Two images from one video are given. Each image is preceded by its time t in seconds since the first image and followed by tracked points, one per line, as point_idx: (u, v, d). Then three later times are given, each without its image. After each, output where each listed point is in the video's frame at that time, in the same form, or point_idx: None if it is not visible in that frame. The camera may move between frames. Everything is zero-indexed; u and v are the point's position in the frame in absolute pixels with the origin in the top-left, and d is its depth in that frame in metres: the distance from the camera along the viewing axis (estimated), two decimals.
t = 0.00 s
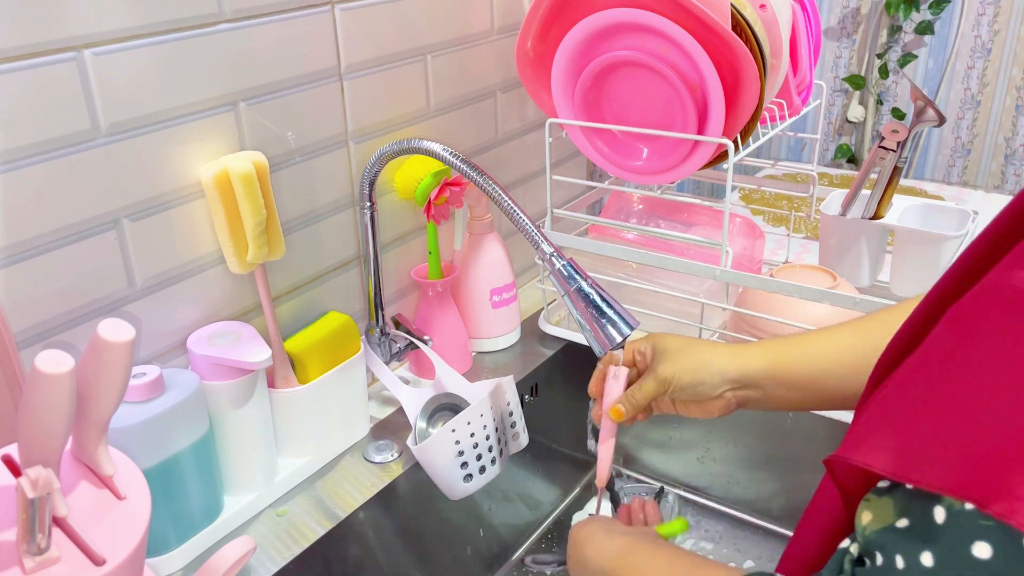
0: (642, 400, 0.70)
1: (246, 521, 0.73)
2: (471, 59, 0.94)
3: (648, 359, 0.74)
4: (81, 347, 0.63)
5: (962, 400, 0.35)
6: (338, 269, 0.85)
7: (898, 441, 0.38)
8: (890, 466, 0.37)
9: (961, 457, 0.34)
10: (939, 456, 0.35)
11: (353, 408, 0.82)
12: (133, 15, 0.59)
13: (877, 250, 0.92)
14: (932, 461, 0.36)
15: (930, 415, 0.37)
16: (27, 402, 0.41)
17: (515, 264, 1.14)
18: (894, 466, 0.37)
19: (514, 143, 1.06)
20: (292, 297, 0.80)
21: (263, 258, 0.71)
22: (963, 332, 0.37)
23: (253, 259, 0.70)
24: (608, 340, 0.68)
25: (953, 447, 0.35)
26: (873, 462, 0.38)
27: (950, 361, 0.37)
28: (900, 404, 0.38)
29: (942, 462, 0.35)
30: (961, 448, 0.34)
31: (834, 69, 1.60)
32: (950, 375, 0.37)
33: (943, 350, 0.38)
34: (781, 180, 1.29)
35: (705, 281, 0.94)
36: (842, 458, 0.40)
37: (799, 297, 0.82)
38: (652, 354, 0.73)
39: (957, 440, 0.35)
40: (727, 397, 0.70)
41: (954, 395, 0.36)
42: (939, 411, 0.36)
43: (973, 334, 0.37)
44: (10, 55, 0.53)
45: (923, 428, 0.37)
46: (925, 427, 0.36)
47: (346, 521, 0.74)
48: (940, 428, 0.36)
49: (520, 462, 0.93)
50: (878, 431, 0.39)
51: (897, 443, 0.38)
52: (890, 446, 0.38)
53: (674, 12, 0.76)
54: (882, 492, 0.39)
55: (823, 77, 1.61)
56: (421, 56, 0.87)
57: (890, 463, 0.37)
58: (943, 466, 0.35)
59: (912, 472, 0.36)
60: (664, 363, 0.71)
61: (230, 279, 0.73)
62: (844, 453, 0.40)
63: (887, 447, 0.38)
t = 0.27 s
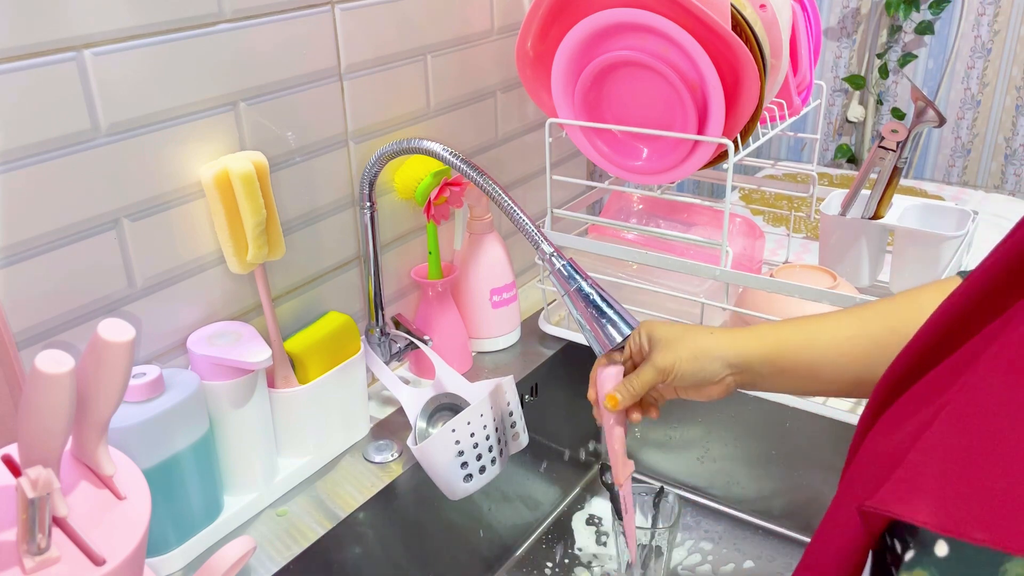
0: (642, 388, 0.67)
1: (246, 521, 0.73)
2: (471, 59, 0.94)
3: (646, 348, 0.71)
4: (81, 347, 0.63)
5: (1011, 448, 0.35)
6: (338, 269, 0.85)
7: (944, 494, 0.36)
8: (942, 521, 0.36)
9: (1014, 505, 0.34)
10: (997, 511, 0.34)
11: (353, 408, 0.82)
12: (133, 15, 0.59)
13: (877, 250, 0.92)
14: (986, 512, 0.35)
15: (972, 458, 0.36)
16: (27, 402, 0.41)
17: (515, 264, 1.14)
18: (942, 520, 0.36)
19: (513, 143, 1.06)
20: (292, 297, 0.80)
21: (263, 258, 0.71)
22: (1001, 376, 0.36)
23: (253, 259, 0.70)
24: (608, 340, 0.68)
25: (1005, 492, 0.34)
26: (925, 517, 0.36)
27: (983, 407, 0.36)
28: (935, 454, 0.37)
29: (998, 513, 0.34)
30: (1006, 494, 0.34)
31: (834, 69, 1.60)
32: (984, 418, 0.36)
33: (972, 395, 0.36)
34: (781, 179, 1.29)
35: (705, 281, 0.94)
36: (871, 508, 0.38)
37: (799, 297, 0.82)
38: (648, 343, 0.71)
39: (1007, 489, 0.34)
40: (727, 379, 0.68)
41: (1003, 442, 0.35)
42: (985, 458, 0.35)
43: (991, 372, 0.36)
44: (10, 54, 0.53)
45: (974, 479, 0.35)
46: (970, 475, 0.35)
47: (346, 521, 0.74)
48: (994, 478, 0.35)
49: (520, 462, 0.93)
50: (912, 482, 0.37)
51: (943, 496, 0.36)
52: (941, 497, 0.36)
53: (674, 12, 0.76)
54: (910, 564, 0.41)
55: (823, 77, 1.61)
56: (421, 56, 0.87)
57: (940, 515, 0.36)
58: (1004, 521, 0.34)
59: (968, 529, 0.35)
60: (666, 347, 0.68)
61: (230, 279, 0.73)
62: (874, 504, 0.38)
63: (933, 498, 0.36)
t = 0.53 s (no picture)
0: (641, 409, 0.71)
1: (246, 521, 0.73)
2: (471, 59, 0.94)
3: (710, 292, 0.66)
4: (81, 347, 0.63)
5: None
6: (338, 269, 0.85)
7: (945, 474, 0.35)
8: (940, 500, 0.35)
9: None
10: None
11: (353, 408, 0.82)
12: (134, 15, 0.59)
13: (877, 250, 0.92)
14: None
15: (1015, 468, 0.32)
16: (27, 402, 0.41)
17: (515, 264, 1.14)
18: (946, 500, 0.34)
19: (514, 143, 1.06)
20: (292, 297, 0.80)
21: (263, 258, 0.71)
22: None
23: (253, 259, 0.70)
24: (608, 340, 0.68)
25: None
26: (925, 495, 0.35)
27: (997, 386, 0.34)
28: (927, 432, 0.36)
29: None
30: None
31: (834, 69, 1.60)
32: None
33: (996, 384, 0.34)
34: (781, 179, 1.29)
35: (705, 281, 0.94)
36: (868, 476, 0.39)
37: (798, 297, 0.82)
38: (716, 287, 0.65)
39: None
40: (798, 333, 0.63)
41: None
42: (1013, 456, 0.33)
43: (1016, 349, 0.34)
44: (10, 54, 0.53)
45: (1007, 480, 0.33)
46: (1011, 483, 0.32)
47: (346, 521, 0.74)
48: None
49: (520, 462, 0.93)
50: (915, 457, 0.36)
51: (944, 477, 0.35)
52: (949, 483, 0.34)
53: (674, 12, 0.76)
54: (888, 502, 0.39)
55: (823, 77, 1.61)
56: (421, 56, 0.87)
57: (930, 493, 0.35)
58: None
59: (976, 514, 0.33)
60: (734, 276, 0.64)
61: (230, 279, 0.73)
62: (867, 470, 0.39)
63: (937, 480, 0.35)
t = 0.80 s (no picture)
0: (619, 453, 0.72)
1: (246, 521, 0.73)
2: (471, 59, 0.94)
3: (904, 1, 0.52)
4: (81, 347, 0.63)
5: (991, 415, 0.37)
6: (338, 269, 0.85)
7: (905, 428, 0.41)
8: (896, 446, 0.41)
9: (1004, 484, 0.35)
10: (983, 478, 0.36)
11: (353, 408, 0.82)
12: (133, 15, 0.59)
13: (877, 250, 0.92)
14: (975, 480, 0.36)
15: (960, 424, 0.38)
16: (28, 402, 0.41)
17: (515, 264, 1.14)
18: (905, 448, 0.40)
19: (514, 143, 1.06)
20: (292, 297, 0.80)
21: (263, 258, 0.71)
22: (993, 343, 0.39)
23: (253, 259, 0.70)
24: (608, 339, 0.68)
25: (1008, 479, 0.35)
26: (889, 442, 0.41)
27: (963, 354, 0.40)
28: (878, 388, 0.44)
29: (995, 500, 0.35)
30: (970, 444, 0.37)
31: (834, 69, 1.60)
32: (980, 368, 0.39)
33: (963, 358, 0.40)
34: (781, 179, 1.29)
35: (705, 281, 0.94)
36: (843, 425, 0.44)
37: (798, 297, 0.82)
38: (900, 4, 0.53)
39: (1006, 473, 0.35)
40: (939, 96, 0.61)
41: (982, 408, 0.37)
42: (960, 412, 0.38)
43: (981, 327, 0.40)
44: (9, 55, 0.53)
45: (950, 432, 0.38)
46: (927, 420, 0.40)
47: (346, 521, 0.74)
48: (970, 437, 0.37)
49: (521, 462, 0.93)
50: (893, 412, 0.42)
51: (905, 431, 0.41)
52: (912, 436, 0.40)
53: (674, 12, 0.76)
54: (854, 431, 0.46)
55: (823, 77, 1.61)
56: (421, 56, 0.87)
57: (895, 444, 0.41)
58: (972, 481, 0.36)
59: (902, 450, 0.40)
60: None
61: (230, 279, 0.73)
62: (842, 420, 0.44)
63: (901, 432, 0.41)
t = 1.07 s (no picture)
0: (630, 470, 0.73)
1: (246, 521, 0.73)
2: (471, 59, 0.94)
3: None
4: (81, 347, 0.63)
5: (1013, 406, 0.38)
6: (338, 269, 0.85)
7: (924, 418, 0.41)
8: (916, 435, 0.41)
9: None
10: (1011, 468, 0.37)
11: (353, 408, 0.82)
12: (134, 15, 0.59)
13: (877, 250, 0.92)
14: (1004, 472, 0.37)
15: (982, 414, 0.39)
16: (27, 401, 0.41)
17: (515, 264, 1.14)
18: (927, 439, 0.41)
19: (514, 143, 1.06)
20: (292, 297, 0.80)
21: (263, 258, 0.71)
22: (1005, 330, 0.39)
23: (253, 259, 0.70)
24: (608, 339, 0.68)
25: None
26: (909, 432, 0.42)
27: (971, 342, 0.41)
28: (893, 376, 0.44)
29: None
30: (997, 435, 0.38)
31: (834, 69, 1.60)
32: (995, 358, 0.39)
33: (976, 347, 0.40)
34: (781, 179, 1.29)
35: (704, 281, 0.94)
36: (857, 414, 0.45)
37: (798, 297, 0.82)
38: None
39: None
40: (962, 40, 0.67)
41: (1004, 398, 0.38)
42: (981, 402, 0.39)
43: (991, 314, 0.40)
44: (10, 54, 0.53)
45: (973, 423, 0.39)
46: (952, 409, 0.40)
47: (346, 521, 0.74)
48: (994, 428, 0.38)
49: (521, 462, 0.93)
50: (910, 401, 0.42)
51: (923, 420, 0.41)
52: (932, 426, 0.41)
53: (674, 12, 0.76)
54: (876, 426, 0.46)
55: (823, 77, 1.61)
56: (421, 56, 0.87)
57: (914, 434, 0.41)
58: (1001, 471, 0.37)
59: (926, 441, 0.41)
60: None
61: (230, 279, 0.73)
62: (856, 411, 0.45)
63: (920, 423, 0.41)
